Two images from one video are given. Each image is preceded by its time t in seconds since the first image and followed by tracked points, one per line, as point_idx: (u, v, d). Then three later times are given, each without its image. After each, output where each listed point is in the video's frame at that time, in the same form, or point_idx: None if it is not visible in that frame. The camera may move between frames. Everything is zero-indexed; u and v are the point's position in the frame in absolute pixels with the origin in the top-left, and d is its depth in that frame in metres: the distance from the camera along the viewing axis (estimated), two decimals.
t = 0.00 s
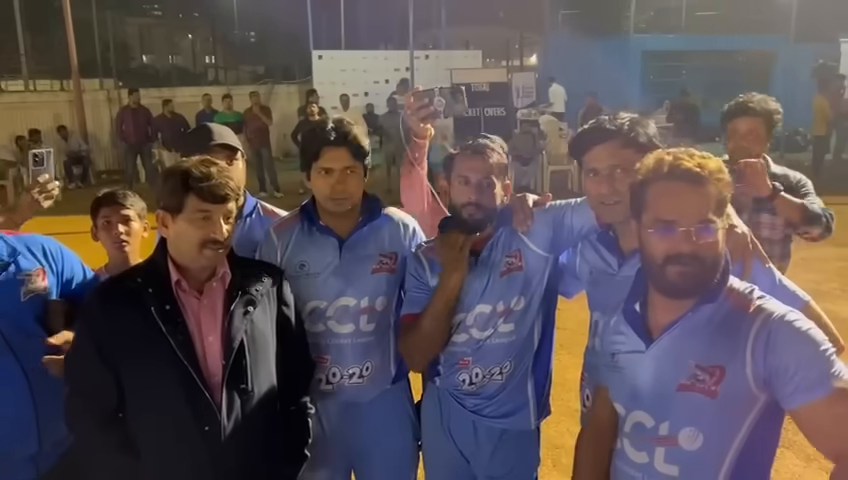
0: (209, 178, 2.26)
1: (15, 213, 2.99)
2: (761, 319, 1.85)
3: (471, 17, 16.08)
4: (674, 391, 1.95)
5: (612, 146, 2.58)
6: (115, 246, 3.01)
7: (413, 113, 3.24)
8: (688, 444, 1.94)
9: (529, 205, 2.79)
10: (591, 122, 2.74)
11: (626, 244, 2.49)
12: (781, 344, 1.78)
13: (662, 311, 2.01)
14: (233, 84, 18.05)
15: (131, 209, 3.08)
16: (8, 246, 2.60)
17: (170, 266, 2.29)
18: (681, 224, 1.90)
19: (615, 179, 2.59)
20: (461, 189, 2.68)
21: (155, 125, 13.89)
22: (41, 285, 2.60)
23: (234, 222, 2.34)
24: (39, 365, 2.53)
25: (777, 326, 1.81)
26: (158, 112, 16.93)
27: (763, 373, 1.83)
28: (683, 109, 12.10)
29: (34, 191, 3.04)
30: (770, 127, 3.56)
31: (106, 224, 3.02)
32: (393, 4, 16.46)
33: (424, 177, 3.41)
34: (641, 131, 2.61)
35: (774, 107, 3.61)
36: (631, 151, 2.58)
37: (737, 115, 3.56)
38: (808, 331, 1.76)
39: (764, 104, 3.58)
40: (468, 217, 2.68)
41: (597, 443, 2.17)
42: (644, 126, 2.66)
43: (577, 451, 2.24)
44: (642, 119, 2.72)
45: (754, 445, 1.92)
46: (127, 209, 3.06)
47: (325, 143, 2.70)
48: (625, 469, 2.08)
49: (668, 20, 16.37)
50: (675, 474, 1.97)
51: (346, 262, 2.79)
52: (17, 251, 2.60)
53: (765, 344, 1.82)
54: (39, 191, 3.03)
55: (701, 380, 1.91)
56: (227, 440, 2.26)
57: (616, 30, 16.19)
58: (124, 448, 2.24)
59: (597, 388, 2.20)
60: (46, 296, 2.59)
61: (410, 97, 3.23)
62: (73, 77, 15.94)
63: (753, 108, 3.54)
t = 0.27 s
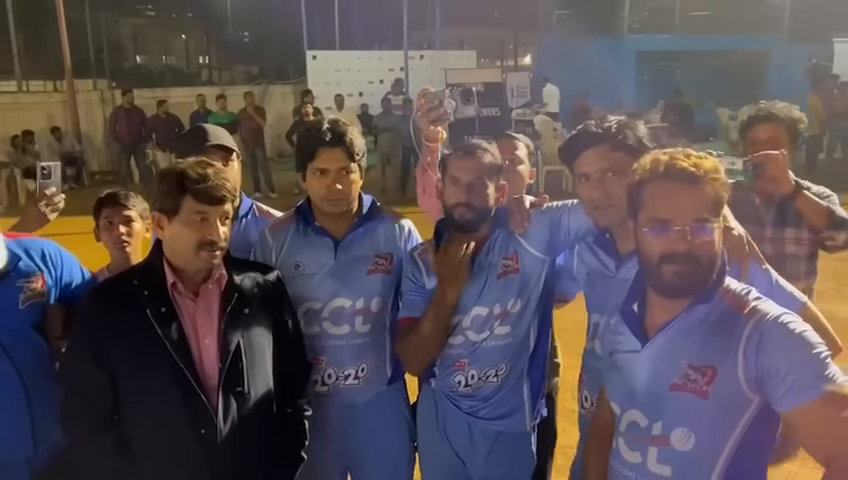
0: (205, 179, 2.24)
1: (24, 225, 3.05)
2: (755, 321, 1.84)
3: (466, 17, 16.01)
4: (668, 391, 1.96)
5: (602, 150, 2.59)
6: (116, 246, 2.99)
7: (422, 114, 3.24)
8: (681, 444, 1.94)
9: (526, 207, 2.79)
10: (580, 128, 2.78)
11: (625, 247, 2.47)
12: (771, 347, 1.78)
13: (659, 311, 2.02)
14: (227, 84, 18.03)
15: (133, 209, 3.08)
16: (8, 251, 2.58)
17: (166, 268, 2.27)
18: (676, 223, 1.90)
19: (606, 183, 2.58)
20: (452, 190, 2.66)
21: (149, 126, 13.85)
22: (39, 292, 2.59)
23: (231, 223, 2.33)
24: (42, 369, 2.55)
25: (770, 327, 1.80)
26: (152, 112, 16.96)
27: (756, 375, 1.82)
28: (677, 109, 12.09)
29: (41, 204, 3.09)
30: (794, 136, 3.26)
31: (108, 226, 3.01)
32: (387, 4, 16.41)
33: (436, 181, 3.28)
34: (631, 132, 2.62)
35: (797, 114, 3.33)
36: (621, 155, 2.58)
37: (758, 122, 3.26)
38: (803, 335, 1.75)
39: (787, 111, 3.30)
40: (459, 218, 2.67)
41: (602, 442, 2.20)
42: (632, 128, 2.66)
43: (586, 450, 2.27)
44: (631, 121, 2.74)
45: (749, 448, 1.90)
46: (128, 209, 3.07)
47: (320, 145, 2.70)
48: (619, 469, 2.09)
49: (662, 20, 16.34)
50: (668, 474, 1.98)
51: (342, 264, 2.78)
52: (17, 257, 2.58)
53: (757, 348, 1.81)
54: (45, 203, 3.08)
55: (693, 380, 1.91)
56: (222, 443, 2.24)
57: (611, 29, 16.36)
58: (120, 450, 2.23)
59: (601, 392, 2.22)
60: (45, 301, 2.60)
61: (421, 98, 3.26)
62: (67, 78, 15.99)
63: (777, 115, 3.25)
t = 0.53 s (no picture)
0: (198, 182, 2.22)
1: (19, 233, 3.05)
2: (748, 322, 1.85)
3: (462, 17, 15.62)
4: (662, 391, 1.97)
5: (592, 153, 2.58)
6: (104, 250, 3.00)
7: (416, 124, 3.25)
8: (677, 445, 1.95)
9: (517, 207, 2.79)
10: (571, 131, 2.77)
11: (614, 249, 2.49)
12: (767, 347, 1.79)
13: (654, 312, 2.01)
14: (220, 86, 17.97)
15: (121, 213, 3.06)
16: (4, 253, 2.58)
17: (160, 271, 2.26)
18: (669, 223, 1.91)
19: (597, 186, 2.59)
20: (434, 193, 2.68)
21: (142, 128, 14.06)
22: (34, 294, 2.59)
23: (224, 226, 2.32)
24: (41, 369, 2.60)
25: (765, 326, 1.82)
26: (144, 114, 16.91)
27: (752, 374, 1.83)
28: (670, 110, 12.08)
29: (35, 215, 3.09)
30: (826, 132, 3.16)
31: (96, 228, 3.01)
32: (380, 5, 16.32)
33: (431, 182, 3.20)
34: (621, 134, 2.60)
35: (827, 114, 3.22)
36: (612, 157, 2.55)
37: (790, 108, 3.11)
38: (797, 335, 1.76)
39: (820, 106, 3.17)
40: (445, 221, 2.68)
41: (593, 441, 2.19)
42: (623, 132, 2.64)
43: (578, 449, 2.26)
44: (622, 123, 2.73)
45: (742, 448, 1.92)
46: (117, 213, 3.05)
47: (313, 146, 2.69)
48: (613, 470, 2.09)
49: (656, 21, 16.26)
50: (664, 475, 1.98)
51: (335, 266, 2.77)
52: (12, 258, 2.58)
53: (753, 348, 1.82)
54: (39, 214, 3.08)
55: (689, 381, 1.92)
56: (217, 446, 2.24)
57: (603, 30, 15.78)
58: (114, 453, 2.24)
59: (593, 391, 2.20)
60: (40, 303, 2.60)
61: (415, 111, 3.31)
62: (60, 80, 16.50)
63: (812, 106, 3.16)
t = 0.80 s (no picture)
0: (187, 183, 2.22)
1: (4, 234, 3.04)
2: (739, 322, 1.86)
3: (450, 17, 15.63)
4: (654, 393, 1.95)
5: (577, 150, 2.63)
6: (87, 254, 2.97)
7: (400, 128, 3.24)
8: (669, 447, 1.94)
9: (505, 207, 2.79)
10: (558, 129, 2.82)
11: (605, 248, 2.51)
12: (756, 347, 1.81)
13: (643, 310, 2.02)
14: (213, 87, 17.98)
15: (103, 217, 3.05)
16: None
17: (150, 272, 2.26)
18: (657, 214, 1.94)
19: (582, 183, 2.62)
20: (418, 196, 2.67)
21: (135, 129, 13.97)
22: (20, 291, 2.58)
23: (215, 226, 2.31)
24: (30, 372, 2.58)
25: (756, 326, 1.83)
26: (139, 115, 16.92)
27: (743, 375, 1.85)
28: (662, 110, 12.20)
29: (23, 214, 3.08)
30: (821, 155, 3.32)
31: (77, 233, 2.99)
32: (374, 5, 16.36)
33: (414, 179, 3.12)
34: (606, 133, 2.66)
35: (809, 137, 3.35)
36: (597, 154, 2.61)
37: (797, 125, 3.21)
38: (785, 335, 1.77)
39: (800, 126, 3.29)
40: (430, 223, 2.66)
41: (582, 442, 2.16)
42: (609, 130, 2.70)
43: (560, 456, 2.21)
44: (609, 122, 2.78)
45: (733, 448, 1.92)
46: (99, 217, 3.03)
47: (304, 146, 2.68)
48: (605, 472, 2.06)
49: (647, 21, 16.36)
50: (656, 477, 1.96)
51: (327, 267, 2.77)
52: None
53: (745, 347, 1.84)
54: (27, 213, 3.07)
55: (681, 383, 1.92)
56: (208, 449, 2.23)
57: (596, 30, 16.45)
58: (103, 455, 2.24)
59: (580, 392, 2.17)
60: (25, 302, 2.58)
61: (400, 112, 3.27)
62: (51, 81, 16.09)
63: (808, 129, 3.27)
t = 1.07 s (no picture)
0: (175, 188, 2.22)
1: None
2: (724, 323, 1.88)
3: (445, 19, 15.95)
4: (641, 395, 1.96)
5: (566, 150, 2.65)
6: (67, 260, 2.98)
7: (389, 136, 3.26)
8: (657, 449, 1.94)
9: (495, 209, 2.76)
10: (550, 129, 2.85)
11: (592, 249, 2.51)
12: (741, 347, 1.83)
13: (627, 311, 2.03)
14: (206, 89, 17.93)
15: (83, 221, 3.04)
16: None
17: (139, 275, 2.26)
18: (641, 214, 1.97)
19: (568, 184, 2.63)
20: (409, 197, 2.69)
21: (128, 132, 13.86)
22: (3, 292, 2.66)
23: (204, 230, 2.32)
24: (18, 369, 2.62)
25: (740, 327, 1.85)
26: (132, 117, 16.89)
27: (728, 375, 1.87)
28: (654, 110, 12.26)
29: (8, 214, 3.01)
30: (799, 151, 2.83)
31: (57, 239, 2.97)
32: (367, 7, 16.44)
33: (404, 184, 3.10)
34: (594, 133, 2.68)
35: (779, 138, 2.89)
36: (584, 156, 2.62)
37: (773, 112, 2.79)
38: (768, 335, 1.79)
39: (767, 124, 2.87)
40: (421, 224, 2.67)
41: (570, 444, 2.16)
42: (598, 131, 2.73)
43: (549, 454, 2.23)
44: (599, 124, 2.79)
45: (720, 448, 1.94)
46: (79, 222, 3.03)
47: (293, 150, 2.69)
48: (593, 473, 2.07)
49: (638, 22, 16.57)
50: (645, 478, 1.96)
51: (317, 270, 2.77)
52: None
53: (731, 347, 1.85)
54: (13, 214, 3.01)
55: (668, 385, 1.93)
56: (198, 452, 2.24)
57: (590, 31, 16.52)
58: (92, 459, 2.23)
59: (567, 395, 2.18)
60: (10, 304, 2.66)
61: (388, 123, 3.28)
62: (43, 84, 15.98)
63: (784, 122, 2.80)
